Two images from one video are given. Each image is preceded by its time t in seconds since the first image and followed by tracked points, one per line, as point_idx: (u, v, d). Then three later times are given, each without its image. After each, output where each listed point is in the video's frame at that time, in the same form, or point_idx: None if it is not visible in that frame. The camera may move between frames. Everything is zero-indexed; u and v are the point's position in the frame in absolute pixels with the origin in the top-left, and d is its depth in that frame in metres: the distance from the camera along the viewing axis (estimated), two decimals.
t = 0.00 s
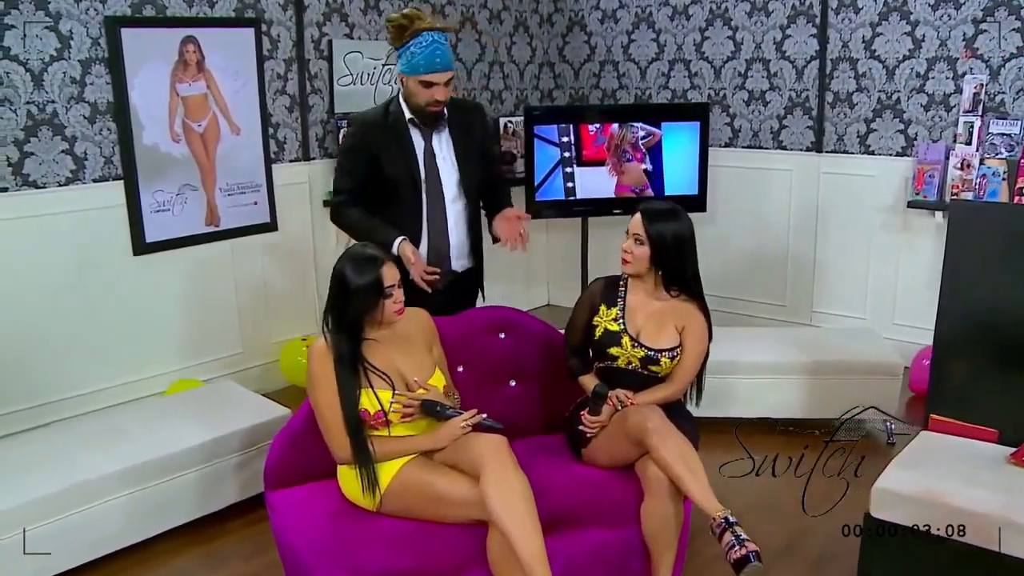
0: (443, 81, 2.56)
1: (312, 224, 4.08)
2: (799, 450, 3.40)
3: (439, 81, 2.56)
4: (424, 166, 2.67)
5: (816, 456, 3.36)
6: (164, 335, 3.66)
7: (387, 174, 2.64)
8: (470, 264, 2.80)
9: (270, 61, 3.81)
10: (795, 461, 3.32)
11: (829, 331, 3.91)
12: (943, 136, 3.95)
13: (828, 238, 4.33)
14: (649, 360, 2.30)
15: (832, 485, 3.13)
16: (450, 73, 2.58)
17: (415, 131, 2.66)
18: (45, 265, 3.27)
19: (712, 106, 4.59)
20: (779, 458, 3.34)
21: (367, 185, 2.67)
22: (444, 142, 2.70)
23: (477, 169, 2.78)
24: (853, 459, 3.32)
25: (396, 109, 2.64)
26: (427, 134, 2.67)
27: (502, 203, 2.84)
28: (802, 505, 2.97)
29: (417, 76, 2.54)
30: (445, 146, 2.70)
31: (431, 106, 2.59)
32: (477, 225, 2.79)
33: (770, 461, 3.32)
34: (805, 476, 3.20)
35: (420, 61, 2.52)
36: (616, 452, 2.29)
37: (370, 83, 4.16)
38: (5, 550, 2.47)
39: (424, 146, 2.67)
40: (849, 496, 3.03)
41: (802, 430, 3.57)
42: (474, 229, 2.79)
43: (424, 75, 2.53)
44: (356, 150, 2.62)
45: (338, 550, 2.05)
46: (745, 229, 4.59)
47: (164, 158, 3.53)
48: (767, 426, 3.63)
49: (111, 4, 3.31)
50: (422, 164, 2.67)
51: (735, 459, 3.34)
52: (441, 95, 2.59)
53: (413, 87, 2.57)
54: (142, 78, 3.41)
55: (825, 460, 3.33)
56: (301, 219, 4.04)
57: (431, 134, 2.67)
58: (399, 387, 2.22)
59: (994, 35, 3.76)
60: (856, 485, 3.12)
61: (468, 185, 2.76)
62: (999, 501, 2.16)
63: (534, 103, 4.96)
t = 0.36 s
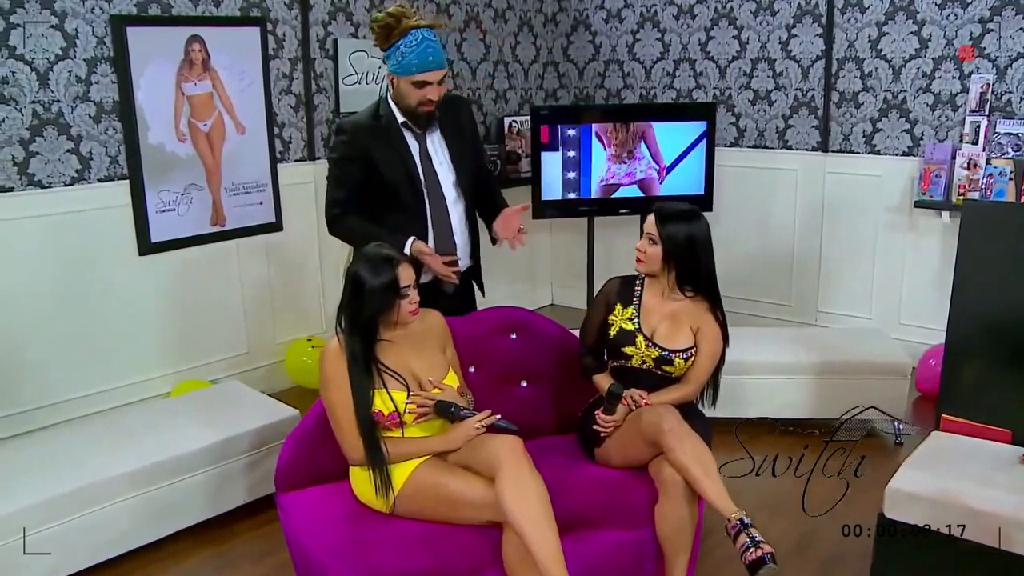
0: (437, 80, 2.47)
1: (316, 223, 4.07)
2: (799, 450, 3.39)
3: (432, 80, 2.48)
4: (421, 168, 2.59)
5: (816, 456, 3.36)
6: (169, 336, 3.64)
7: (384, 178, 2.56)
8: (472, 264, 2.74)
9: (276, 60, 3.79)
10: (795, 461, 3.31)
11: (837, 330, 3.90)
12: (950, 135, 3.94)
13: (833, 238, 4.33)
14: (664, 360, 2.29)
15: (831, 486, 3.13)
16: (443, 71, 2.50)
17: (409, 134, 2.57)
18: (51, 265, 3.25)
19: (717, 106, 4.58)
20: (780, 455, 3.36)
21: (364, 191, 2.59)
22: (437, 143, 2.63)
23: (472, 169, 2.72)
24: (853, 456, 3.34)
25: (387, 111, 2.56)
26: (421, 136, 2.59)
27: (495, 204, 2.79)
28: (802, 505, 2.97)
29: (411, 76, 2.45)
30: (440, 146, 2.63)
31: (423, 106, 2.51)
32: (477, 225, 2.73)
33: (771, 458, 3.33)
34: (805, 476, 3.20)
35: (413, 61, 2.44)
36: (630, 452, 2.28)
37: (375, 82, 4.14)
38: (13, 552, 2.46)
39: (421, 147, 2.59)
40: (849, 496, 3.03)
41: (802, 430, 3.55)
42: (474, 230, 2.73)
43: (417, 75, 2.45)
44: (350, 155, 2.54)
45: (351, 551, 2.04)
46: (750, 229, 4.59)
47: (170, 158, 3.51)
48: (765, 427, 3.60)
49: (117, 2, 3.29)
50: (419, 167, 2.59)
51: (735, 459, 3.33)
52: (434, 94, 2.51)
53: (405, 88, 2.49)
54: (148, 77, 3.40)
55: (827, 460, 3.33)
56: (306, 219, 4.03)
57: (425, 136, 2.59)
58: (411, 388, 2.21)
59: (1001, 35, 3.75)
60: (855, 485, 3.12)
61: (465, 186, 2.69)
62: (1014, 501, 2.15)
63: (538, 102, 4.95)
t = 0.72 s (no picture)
0: (436, 94, 2.45)
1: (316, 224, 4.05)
2: (800, 450, 3.40)
3: (432, 94, 2.46)
4: (422, 172, 2.57)
5: (816, 456, 3.36)
6: (168, 337, 3.62)
7: (387, 180, 2.55)
8: (470, 269, 2.73)
9: (276, 59, 3.78)
10: (795, 461, 3.32)
11: (838, 330, 3.90)
12: (949, 135, 3.95)
13: (833, 238, 4.33)
14: (673, 362, 2.29)
15: (831, 486, 3.12)
16: (447, 85, 2.47)
17: (411, 138, 2.55)
18: (50, 266, 3.23)
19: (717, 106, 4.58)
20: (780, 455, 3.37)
21: (367, 192, 2.58)
22: (440, 147, 2.60)
23: (473, 173, 2.71)
24: (854, 456, 3.34)
25: (390, 113, 2.55)
26: (424, 141, 2.57)
27: (492, 209, 2.76)
28: (801, 505, 2.97)
29: (410, 86, 2.43)
30: (443, 150, 2.62)
31: (420, 116, 2.51)
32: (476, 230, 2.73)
33: (772, 458, 3.35)
34: (805, 476, 3.19)
35: (414, 70, 2.41)
36: (638, 453, 2.28)
37: (374, 82, 4.13)
38: (15, 556, 2.44)
39: (421, 151, 2.56)
40: (849, 496, 3.03)
41: (802, 430, 3.56)
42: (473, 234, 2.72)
43: (416, 87, 2.43)
44: (351, 155, 2.53)
45: (360, 554, 2.02)
46: (751, 229, 4.59)
47: (170, 158, 3.49)
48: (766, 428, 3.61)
49: (116, 1, 3.26)
50: (421, 170, 2.57)
51: (736, 459, 3.33)
52: (434, 107, 2.49)
53: (405, 95, 2.47)
54: (147, 76, 3.38)
55: (827, 461, 3.34)
56: (305, 219, 4.01)
57: (427, 140, 2.57)
58: (419, 389, 2.20)
59: (1001, 34, 3.76)
60: (855, 485, 3.12)
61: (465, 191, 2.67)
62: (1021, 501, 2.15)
63: (537, 102, 4.95)
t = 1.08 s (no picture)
0: (442, 97, 2.45)
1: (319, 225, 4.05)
2: (800, 450, 3.41)
3: (439, 96, 2.46)
4: (428, 173, 2.58)
5: (815, 456, 3.37)
6: (172, 338, 3.61)
7: (395, 180, 2.55)
8: (473, 272, 2.73)
9: (280, 61, 3.77)
10: (795, 461, 3.33)
11: (841, 332, 3.90)
12: (953, 137, 3.95)
13: (836, 239, 4.33)
14: (681, 365, 2.29)
15: (831, 486, 3.13)
16: (454, 88, 2.47)
17: (420, 138, 2.56)
18: (54, 268, 3.23)
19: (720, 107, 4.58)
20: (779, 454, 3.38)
21: (374, 191, 2.58)
22: (447, 149, 2.60)
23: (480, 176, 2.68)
24: (853, 457, 3.35)
25: (401, 112, 2.55)
26: (431, 142, 2.57)
27: (501, 211, 2.73)
28: (802, 505, 2.98)
29: (417, 87, 2.45)
30: (450, 152, 2.61)
31: (427, 117, 2.51)
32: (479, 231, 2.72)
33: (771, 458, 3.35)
34: (805, 476, 3.20)
35: (421, 72, 2.42)
36: (645, 456, 2.28)
37: (378, 83, 4.12)
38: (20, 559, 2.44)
39: (427, 152, 2.57)
40: (849, 496, 3.04)
41: (802, 430, 3.56)
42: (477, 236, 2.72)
43: (422, 88, 2.44)
44: (359, 153, 2.53)
45: (368, 556, 2.02)
46: (753, 230, 4.59)
47: (174, 160, 3.49)
48: (765, 427, 3.61)
49: (121, 3, 3.26)
50: (427, 171, 2.58)
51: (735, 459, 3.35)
52: (441, 109, 2.49)
53: (412, 96, 2.48)
54: (152, 78, 3.37)
55: (827, 461, 3.35)
56: (309, 220, 4.01)
57: (434, 141, 2.57)
58: (427, 392, 2.20)
59: (1005, 36, 3.76)
60: (855, 485, 3.13)
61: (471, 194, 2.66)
62: None
63: (539, 103, 4.95)
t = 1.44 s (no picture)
0: (464, 111, 2.44)
1: (318, 227, 4.06)
2: (800, 450, 3.42)
3: (460, 110, 2.44)
4: (436, 184, 2.59)
5: (815, 456, 3.38)
6: (170, 341, 3.63)
7: (405, 187, 2.55)
8: (469, 281, 2.77)
9: (278, 64, 3.79)
10: (795, 461, 3.34)
11: (838, 333, 3.92)
12: (950, 139, 3.96)
13: (832, 241, 4.35)
14: (678, 369, 2.31)
15: (832, 486, 3.15)
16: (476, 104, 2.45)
17: (432, 149, 2.56)
18: (53, 271, 3.24)
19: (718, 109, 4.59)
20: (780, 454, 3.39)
21: (381, 198, 2.57)
22: (456, 163, 2.61)
23: (484, 188, 2.69)
24: (854, 458, 3.35)
25: (416, 120, 2.54)
26: (441, 156, 2.57)
27: (502, 217, 2.75)
28: (802, 505, 3.00)
29: (440, 100, 2.41)
30: (458, 166, 2.61)
31: (445, 129, 2.49)
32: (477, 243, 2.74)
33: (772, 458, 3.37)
34: (805, 476, 3.22)
35: (447, 85, 2.39)
36: (641, 460, 2.29)
37: (377, 86, 4.14)
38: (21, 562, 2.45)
39: (437, 163, 2.57)
40: (848, 496, 3.06)
41: (802, 431, 3.54)
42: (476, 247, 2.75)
43: (445, 102, 2.41)
44: (372, 159, 2.52)
45: (365, 560, 2.04)
46: (751, 232, 4.61)
47: (173, 163, 3.50)
48: (765, 426, 3.62)
49: (120, 7, 3.28)
50: (434, 182, 2.59)
51: (736, 459, 3.37)
52: (460, 122, 2.47)
53: (433, 107, 2.46)
54: (150, 81, 3.38)
55: (827, 461, 3.35)
56: (307, 223, 4.02)
57: (443, 155, 2.57)
58: (424, 395, 2.21)
59: (1000, 39, 3.77)
60: (855, 485, 3.14)
61: (472, 207, 2.68)
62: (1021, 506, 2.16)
63: (538, 106, 4.97)
